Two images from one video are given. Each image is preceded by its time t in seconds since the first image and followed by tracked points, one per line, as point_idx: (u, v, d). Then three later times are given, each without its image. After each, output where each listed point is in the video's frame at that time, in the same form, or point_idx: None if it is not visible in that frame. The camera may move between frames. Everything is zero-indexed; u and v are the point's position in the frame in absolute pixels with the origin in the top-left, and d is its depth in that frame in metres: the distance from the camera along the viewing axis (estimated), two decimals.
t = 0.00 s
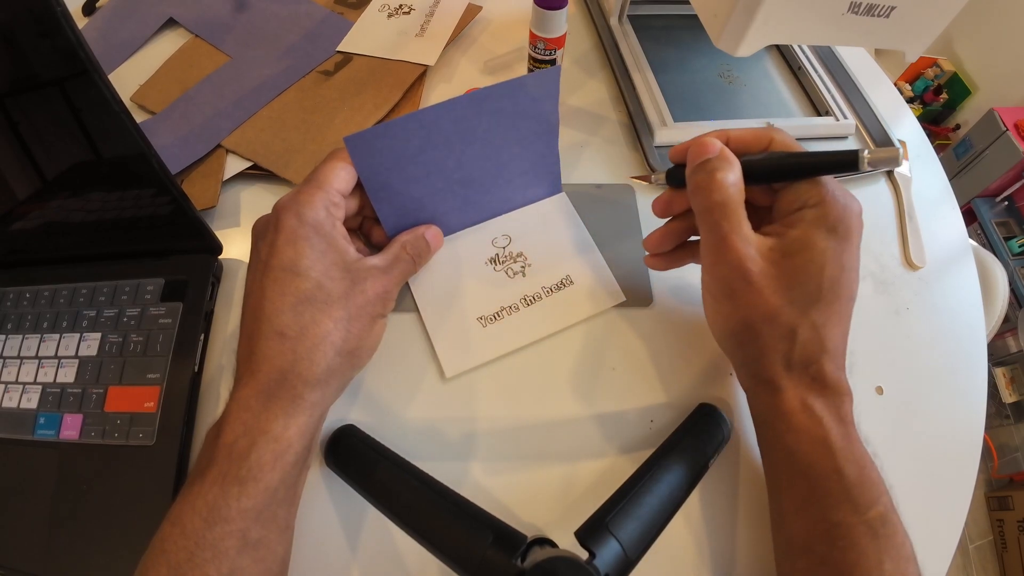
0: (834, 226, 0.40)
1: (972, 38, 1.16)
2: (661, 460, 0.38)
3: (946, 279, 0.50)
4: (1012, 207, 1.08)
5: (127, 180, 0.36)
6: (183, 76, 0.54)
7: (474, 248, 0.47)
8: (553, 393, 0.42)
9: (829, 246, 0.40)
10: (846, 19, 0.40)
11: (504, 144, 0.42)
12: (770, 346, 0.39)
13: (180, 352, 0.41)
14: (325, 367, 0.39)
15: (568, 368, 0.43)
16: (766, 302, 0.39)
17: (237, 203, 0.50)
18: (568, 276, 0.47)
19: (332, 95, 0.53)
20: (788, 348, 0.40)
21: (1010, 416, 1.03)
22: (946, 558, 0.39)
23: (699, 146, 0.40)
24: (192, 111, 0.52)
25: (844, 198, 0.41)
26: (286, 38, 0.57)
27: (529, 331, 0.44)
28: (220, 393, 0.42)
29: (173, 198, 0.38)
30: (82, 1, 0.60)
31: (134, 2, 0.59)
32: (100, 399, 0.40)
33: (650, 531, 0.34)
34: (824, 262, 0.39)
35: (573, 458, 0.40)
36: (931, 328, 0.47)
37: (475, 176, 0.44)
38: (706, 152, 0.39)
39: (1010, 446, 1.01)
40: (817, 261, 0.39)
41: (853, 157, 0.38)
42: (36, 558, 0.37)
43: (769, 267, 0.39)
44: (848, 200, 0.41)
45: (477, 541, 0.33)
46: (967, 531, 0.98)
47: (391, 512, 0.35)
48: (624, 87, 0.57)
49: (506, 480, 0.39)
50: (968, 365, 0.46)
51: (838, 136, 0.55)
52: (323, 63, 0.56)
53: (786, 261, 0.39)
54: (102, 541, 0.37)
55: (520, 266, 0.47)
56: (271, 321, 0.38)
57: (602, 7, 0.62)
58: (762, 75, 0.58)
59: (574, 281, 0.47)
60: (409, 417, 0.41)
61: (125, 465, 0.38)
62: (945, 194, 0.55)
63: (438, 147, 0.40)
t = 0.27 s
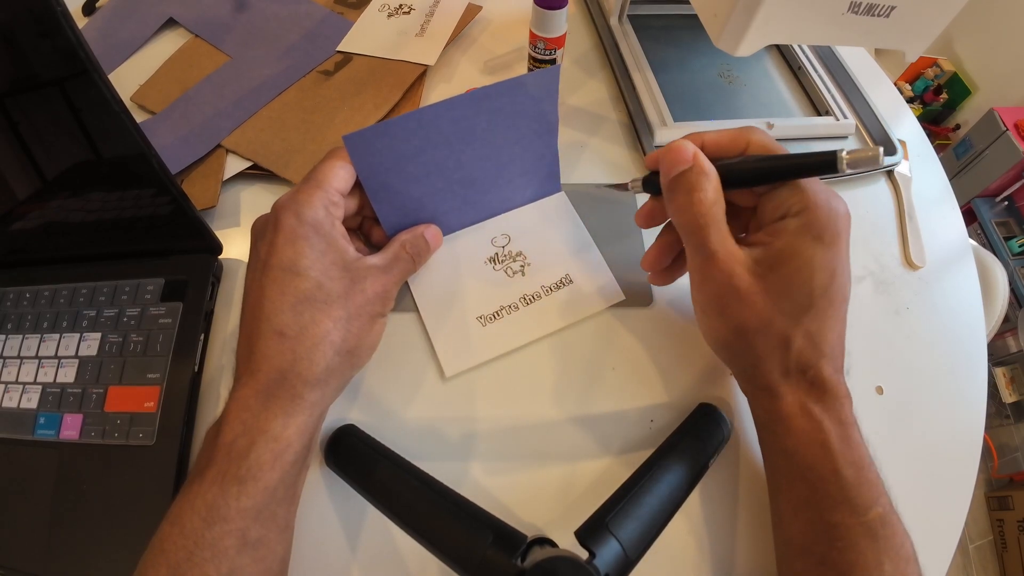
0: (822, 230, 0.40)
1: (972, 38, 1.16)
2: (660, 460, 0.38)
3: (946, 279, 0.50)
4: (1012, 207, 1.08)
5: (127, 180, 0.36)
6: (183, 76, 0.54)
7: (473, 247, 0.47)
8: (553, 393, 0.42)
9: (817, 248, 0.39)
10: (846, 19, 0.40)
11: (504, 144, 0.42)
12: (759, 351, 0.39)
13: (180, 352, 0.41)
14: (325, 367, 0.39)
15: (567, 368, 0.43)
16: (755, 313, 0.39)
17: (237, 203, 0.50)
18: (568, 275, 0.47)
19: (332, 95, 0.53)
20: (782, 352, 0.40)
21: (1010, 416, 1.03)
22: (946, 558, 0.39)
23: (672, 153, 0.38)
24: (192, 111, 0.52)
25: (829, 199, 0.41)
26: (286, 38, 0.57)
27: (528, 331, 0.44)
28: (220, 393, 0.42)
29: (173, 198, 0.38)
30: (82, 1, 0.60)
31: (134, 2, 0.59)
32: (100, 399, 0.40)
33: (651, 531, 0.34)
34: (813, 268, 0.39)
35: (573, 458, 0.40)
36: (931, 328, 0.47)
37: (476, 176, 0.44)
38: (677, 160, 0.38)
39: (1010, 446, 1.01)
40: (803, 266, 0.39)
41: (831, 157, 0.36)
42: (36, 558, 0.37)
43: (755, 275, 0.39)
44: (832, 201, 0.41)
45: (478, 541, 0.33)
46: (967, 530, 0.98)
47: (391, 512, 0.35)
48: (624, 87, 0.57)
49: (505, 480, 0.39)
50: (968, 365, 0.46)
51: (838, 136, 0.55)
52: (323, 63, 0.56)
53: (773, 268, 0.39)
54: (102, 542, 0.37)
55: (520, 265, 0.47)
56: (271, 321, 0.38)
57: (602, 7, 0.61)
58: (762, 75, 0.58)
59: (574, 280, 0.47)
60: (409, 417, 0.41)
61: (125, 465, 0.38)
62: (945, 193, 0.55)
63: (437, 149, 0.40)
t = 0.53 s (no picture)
0: (846, 245, 0.40)
1: (972, 38, 1.16)
2: (661, 461, 0.38)
3: (946, 279, 0.50)
4: (1012, 207, 1.08)
5: (128, 180, 0.37)
6: (183, 76, 0.54)
7: (469, 236, 0.46)
8: (551, 392, 0.42)
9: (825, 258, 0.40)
10: (846, 19, 0.40)
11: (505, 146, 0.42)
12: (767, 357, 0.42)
13: (180, 352, 0.41)
14: (313, 364, 0.39)
15: (568, 368, 0.43)
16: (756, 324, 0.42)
17: (238, 203, 0.50)
18: (565, 267, 0.47)
19: (332, 95, 0.53)
20: (781, 358, 0.42)
21: (1010, 416, 1.03)
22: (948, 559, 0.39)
23: (650, 211, 0.44)
24: (191, 111, 0.52)
25: (849, 212, 0.40)
26: (286, 38, 0.57)
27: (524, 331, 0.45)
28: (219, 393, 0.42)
29: (173, 198, 0.38)
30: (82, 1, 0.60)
31: (134, 2, 0.59)
32: (101, 399, 0.40)
33: (651, 531, 0.34)
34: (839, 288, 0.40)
35: (572, 458, 0.40)
36: (931, 328, 0.47)
37: (475, 176, 0.44)
38: (658, 214, 0.43)
39: (1010, 446, 1.01)
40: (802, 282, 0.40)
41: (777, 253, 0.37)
42: (36, 558, 0.37)
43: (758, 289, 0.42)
44: (853, 210, 0.40)
45: (478, 541, 0.33)
46: (967, 531, 0.98)
47: (391, 512, 0.35)
48: (624, 87, 0.57)
49: (504, 480, 0.39)
50: (968, 365, 0.46)
51: (838, 136, 0.55)
52: (323, 63, 0.56)
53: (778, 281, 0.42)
54: (101, 542, 0.37)
55: (518, 255, 0.46)
56: (260, 319, 0.38)
57: (602, 7, 0.61)
58: (762, 75, 0.58)
59: (571, 272, 0.47)
60: (408, 417, 0.41)
61: (125, 465, 0.38)
62: (944, 193, 0.55)
63: (439, 152, 0.39)
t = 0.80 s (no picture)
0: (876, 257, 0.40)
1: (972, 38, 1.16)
2: (661, 462, 0.38)
3: (946, 279, 0.50)
4: (1012, 207, 1.08)
5: (127, 180, 0.37)
6: (183, 76, 0.54)
7: (469, 223, 0.47)
8: (551, 391, 0.42)
9: (861, 267, 0.40)
10: (846, 19, 0.40)
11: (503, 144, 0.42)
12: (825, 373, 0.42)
13: (180, 352, 0.41)
14: (314, 365, 0.39)
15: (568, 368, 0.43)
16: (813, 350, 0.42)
17: (238, 203, 0.50)
18: (567, 240, 0.48)
19: (332, 95, 0.53)
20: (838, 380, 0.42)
21: (1009, 416, 1.02)
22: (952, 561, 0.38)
23: (711, 285, 0.47)
24: (191, 111, 0.52)
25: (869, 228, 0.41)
26: (286, 37, 0.57)
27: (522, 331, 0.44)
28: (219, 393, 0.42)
29: (173, 198, 0.38)
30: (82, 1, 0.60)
31: (134, 2, 0.59)
32: (100, 399, 0.40)
33: (651, 531, 0.34)
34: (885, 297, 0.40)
35: (572, 458, 0.40)
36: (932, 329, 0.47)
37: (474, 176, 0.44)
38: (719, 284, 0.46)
39: (1009, 446, 0.99)
40: (847, 298, 0.40)
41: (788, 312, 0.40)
42: (35, 558, 0.37)
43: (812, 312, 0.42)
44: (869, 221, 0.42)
45: (478, 541, 0.33)
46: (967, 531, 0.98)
47: (391, 512, 0.35)
48: (624, 87, 0.57)
49: (504, 480, 0.39)
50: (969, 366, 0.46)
51: (838, 135, 0.55)
52: (323, 63, 0.56)
53: (828, 300, 0.42)
54: (100, 542, 0.37)
55: (518, 235, 0.47)
56: (258, 319, 0.38)
57: (602, 6, 0.61)
58: (762, 74, 0.58)
59: (573, 245, 0.48)
60: (407, 417, 0.41)
61: (124, 465, 0.38)
62: (945, 193, 0.55)
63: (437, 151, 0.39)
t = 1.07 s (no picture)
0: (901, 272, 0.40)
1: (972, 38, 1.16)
2: (660, 462, 0.38)
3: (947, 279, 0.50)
4: (1012, 207, 1.08)
5: (127, 180, 0.37)
6: (183, 76, 0.54)
7: (466, 225, 0.47)
8: (551, 391, 0.42)
9: (892, 275, 0.40)
10: (846, 19, 0.40)
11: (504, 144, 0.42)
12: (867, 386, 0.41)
13: (180, 352, 0.41)
14: (318, 366, 0.39)
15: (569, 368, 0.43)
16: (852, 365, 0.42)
17: (237, 203, 0.50)
18: (562, 240, 0.48)
19: (332, 95, 0.53)
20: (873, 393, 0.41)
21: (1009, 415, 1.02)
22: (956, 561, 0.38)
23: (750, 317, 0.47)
24: (191, 111, 0.52)
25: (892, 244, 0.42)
26: (286, 38, 0.57)
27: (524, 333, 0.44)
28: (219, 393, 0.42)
29: (173, 198, 0.38)
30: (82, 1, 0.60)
31: (134, 2, 0.60)
32: (100, 399, 0.40)
33: (650, 532, 0.34)
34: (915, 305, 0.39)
35: (572, 458, 0.40)
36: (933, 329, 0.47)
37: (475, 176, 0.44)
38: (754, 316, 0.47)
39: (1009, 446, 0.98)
40: (882, 307, 0.40)
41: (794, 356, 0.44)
42: (35, 558, 0.37)
43: (849, 327, 0.42)
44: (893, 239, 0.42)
45: (478, 541, 0.33)
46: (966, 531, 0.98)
47: (391, 512, 0.35)
48: (624, 87, 0.57)
49: (505, 480, 0.39)
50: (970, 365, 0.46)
51: (838, 135, 0.55)
52: (323, 63, 0.56)
53: (864, 314, 0.41)
54: (101, 542, 0.37)
55: (515, 236, 0.48)
56: (259, 320, 0.38)
57: (602, 7, 0.61)
58: (762, 75, 0.58)
59: (570, 243, 0.48)
60: (408, 417, 0.41)
61: (125, 465, 0.38)
62: (945, 193, 0.55)
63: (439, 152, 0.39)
